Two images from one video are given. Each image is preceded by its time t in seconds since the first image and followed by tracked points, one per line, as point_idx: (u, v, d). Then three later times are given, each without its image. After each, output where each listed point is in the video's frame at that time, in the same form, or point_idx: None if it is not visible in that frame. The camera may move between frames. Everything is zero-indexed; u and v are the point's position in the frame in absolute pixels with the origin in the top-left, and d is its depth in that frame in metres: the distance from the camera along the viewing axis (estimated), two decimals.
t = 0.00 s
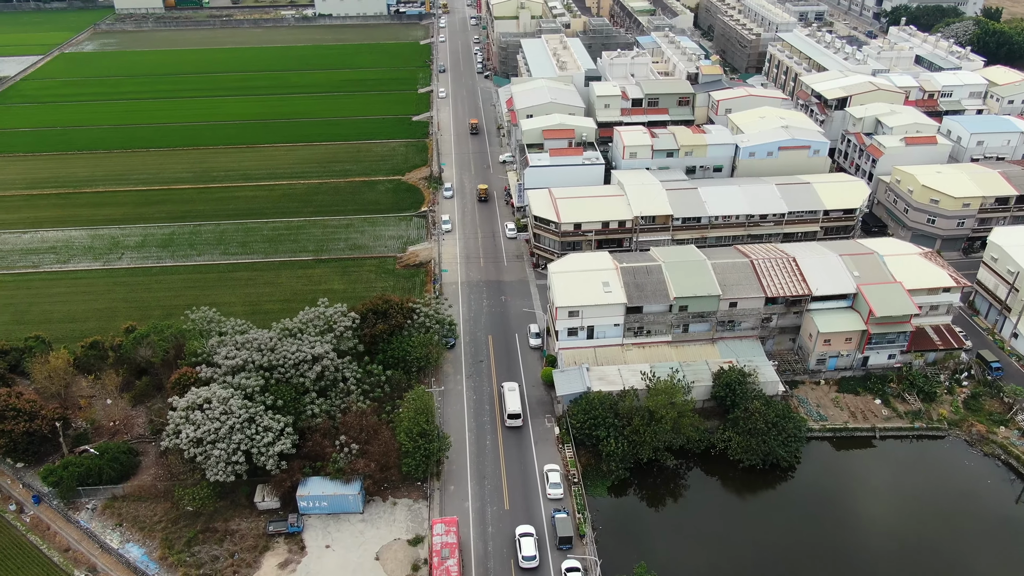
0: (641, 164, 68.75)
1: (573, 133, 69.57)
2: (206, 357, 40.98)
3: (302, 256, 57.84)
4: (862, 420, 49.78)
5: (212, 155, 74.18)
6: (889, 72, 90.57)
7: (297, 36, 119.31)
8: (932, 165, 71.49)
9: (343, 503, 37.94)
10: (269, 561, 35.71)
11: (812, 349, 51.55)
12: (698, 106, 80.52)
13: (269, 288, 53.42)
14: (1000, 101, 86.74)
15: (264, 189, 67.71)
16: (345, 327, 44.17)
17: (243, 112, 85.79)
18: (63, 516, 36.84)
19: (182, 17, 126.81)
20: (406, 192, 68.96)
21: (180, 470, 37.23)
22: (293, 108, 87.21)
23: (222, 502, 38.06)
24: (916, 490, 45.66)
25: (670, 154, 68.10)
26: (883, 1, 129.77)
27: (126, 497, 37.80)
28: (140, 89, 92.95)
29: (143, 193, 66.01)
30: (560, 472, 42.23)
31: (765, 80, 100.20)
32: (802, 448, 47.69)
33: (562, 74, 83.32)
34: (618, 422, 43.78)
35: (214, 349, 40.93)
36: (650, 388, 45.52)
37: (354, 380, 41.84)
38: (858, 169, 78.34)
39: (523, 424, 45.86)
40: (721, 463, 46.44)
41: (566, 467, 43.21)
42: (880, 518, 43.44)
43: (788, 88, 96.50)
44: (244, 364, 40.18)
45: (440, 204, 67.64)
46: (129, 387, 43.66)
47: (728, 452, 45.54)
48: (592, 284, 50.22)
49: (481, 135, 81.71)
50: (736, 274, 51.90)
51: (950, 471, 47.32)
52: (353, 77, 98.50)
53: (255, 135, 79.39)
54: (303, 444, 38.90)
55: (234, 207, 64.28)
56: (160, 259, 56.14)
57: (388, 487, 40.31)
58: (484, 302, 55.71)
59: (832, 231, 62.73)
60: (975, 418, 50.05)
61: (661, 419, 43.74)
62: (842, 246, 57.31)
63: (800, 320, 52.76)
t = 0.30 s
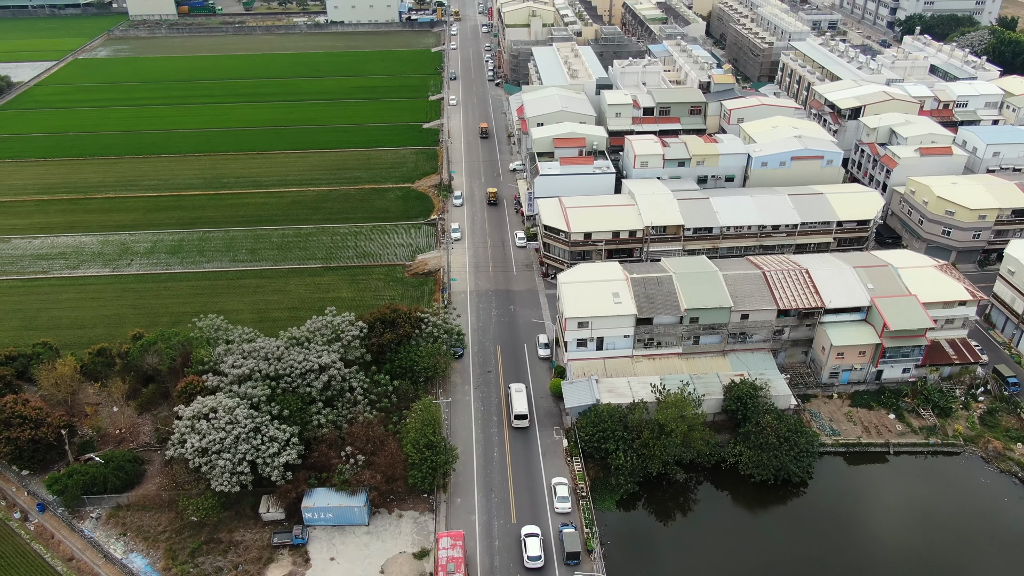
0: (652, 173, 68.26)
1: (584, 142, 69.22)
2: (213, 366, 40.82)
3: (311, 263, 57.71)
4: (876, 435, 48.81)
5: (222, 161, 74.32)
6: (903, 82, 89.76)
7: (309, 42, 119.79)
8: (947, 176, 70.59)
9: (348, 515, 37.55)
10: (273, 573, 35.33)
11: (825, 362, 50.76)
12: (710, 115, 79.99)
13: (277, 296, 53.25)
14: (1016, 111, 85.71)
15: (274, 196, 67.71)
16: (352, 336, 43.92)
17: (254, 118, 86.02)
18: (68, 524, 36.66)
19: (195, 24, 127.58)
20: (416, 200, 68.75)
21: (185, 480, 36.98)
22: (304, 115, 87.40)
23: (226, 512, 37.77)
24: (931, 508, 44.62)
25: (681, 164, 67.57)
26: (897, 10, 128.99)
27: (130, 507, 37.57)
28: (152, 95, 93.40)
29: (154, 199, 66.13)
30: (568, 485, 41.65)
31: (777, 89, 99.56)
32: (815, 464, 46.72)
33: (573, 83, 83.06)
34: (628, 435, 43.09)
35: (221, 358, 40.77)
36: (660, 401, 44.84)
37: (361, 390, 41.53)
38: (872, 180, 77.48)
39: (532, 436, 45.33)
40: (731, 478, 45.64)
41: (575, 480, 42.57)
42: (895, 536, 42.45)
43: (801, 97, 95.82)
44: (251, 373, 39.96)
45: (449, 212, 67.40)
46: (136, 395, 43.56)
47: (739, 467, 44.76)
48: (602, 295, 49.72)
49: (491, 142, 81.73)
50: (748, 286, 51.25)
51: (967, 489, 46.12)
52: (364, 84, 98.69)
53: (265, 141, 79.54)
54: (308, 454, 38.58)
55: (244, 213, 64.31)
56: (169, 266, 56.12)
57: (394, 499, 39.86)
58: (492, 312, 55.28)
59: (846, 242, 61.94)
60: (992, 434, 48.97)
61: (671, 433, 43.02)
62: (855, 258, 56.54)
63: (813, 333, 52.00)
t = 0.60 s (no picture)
0: (657, 176, 67.75)
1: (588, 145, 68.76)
2: (213, 370, 40.51)
3: (313, 266, 57.42)
4: (883, 442, 48.13)
5: (225, 163, 74.08)
6: (910, 84, 89.04)
7: (312, 44, 119.62)
8: (954, 179, 69.90)
9: (348, 522, 37.16)
10: None
11: (831, 368, 50.18)
12: (715, 117, 79.44)
13: (279, 299, 52.93)
14: None
15: (276, 198, 67.43)
16: (354, 341, 43.59)
17: (257, 120, 85.80)
18: (66, 530, 36.38)
19: (199, 25, 127.59)
20: (419, 202, 68.38)
21: (184, 486, 36.66)
22: (307, 116, 87.15)
23: (226, 518, 37.45)
24: (939, 516, 43.93)
25: (686, 166, 67.04)
26: (904, 11, 128.10)
27: (129, 512, 37.28)
28: (155, 96, 93.27)
29: (156, 201, 65.93)
30: (570, 492, 41.22)
31: (783, 91, 98.92)
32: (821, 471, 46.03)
33: (578, 85, 82.65)
34: (631, 442, 42.60)
35: (221, 362, 40.46)
36: (664, 407, 44.32)
37: (363, 395, 41.17)
38: (879, 183, 76.81)
39: (534, 442, 44.87)
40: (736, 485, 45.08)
41: (577, 487, 42.18)
42: (902, 546, 41.77)
43: (806, 100, 95.20)
44: (251, 377, 39.64)
45: (452, 215, 67.03)
46: (136, 399, 43.29)
47: (743, 474, 44.21)
48: (606, 300, 49.28)
49: (494, 143, 81.41)
50: (753, 291, 50.74)
51: (976, 497, 45.33)
52: (368, 86, 98.40)
53: (268, 143, 79.27)
54: (308, 460, 38.24)
55: (246, 215, 64.02)
56: (170, 268, 55.88)
57: (395, 506, 39.45)
58: (495, 316, 54.90)
59: (852, 246, 61.33)
60: (1001, 441, 48.26)
61: (676, 439, 42.50)
62: (862, 262, 55.95)
63: (819, 338, 51.43)
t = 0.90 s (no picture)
0: (658, 177, 67.34)
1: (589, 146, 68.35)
2: (210, 375, 40.15)
3: (312, 268, 57.05)
4: (886, 447, 47.63)
5: (224, 164, 73.70)
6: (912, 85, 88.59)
7: (312, 44, 119.24)
8: (957, 181, 69.47)
9: (347, 529, 36.75)
10: None
11: (834, 372, 49.73)
12: (716, 119, 79.04)
13: (277, 302, 52.54)
14: None
15: (275, 199, 67.04)
16: (352, 345, 43.25)
17: (256, 120, 85.44)
18: (61, 537, 35.99)
19: (199, 26, 127.25)
20: (419, 204, 67.96)
21: (180, 492, 36.25)
22: (306, 117, 86.77)
23: (223, 525, 37.05)
24: (944, 523, 43.40)
25: (687, 168, 66.60)
26: (905, 12, 127.52)
27: (125, 519, 36.88)
28: (154, 97, 92.88)
29: (154, 202, 65.58)
30: (571, 498, 40.79)
31: (785, 91, 98.46)
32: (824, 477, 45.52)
33: (578, 86, 82.25)
34: (632, 447, 42.17)
35: (218, 367, 40.11)
36: (665, 413, 43.85)
37: (361, 400, 40.80)
38: (881, 184, 76.38)
39: (534, 447, 44.46)
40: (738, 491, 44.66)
41: (578, 493, 41.73)
42: (907, 553, 41.23)
43: (808, 101, 94.76)
44: (249, 382, 39.29)
45: (452, 217, 66.65)
46: (132, 404, 42.91)
47: (746, 480, 43.73)
48: (607, 303, 48.88)
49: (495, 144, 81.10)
50: (756, 295, 50.32)
51: (982, 503, 44.80)
52: (367, 86, 98.03)
53: (267, 144, 78.88)
54: (306, 466, 37.83)
55: (244, 217, 63.64)
56: (169, 271, 55.49)
57: (394, 512, 39.03)
58: (496, 319, 54.49)
59: (855, 248, 60.89)
60: (1005, 446, 47.77)
61: (677, 445, 42.02)
62: (865, 266, 55.50)
63: (821, 342, 50.98)
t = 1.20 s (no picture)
0: (659, 179, 66.91)
1: (589, 148, 67.92)
2: (207, 379, 39.80)
3: (311, 271, 56.69)
4: (890, 452, 47.18)
5: (222, 166, 73.32)
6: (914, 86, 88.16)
7: (311, 45, 118.83)
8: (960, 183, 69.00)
9: (345, 536, 36.35)
10: None
11: (836, 376, 49.29)
12: (717, 120, 78.64)
13: (275, 305, 52.17)
14: None
15: (274, 201, 66.66)
16: (350, 349, 42.92)
17: (255, 121, 85.05)
18: (56, 544, 35.59)
19: (198, 26, 126.93)
20: (418, 206, 67.53)
21: (177, 499, 35.86)
22: (304, 118, 86.38)
23: (220, 532, 36.67)
24: (948, 530, 42.92)
25: (688, 170, 66.17)
26: (907, 12, 126.97)
27: (120, 526, 36.49)
28: (152, 98, 92.51)
29: (152, 204, 65.17)
30: (571, 504, 40.37)
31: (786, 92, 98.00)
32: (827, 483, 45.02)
33: (578, 87, 81.83)
34: (633, 452, 41.73)
35: (215, 372, 39.76)
36: (666, 418, 43.41)
37: (359, 404, 40.44)
38: (884, 186, 75.93)
39: (534, 452, 44.11)
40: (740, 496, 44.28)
41: (579, 499, 41.30)
42: (910, 560, 40.79)
43: (810, 102, 94.34)
44: (246, 387, 38.95)
45: (452, 219, 66.28)
46: (128, 408, 42.54)
47: (748, 486, 43.24)
48: (607, 307, 48.46)
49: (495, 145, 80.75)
50: (757, 298, 49.88)
51: (987, 510, 44.30)
52: (367, 87, 97.63)
53: (265, 145, 78.49)
54: (304, 472, 37.47)
55: (243, 219, 63.27)
56: (166, 273, 55.11)
57: (393, 518, 38.62)
58: (495, 323, 54.10)
59: (857, 251, 60.46)
60: (1010, 452, 47.31)
61: (678, 451, 41.36)
62: (868, 269, 55.03)
63: (824, 346, 50.54)
